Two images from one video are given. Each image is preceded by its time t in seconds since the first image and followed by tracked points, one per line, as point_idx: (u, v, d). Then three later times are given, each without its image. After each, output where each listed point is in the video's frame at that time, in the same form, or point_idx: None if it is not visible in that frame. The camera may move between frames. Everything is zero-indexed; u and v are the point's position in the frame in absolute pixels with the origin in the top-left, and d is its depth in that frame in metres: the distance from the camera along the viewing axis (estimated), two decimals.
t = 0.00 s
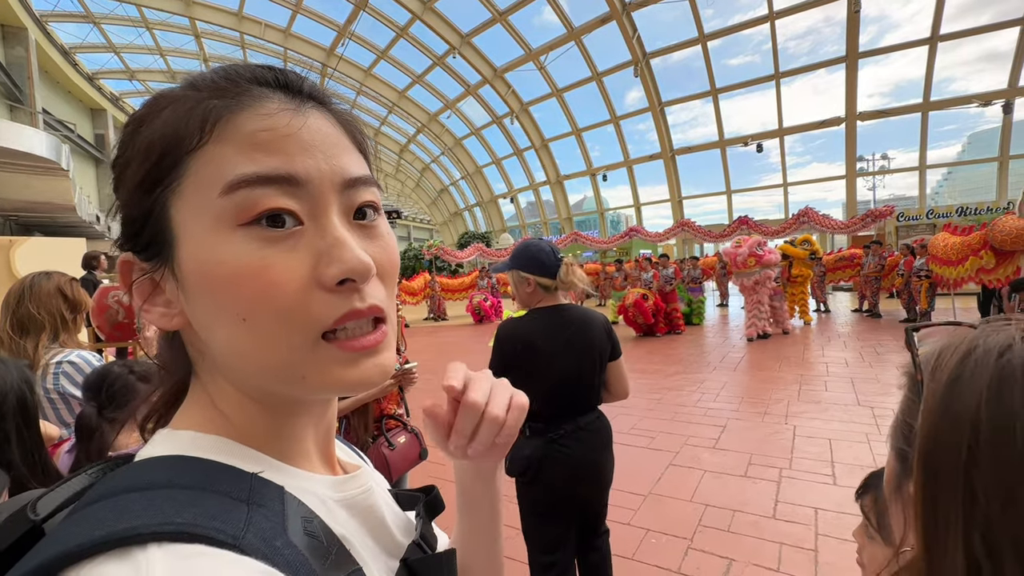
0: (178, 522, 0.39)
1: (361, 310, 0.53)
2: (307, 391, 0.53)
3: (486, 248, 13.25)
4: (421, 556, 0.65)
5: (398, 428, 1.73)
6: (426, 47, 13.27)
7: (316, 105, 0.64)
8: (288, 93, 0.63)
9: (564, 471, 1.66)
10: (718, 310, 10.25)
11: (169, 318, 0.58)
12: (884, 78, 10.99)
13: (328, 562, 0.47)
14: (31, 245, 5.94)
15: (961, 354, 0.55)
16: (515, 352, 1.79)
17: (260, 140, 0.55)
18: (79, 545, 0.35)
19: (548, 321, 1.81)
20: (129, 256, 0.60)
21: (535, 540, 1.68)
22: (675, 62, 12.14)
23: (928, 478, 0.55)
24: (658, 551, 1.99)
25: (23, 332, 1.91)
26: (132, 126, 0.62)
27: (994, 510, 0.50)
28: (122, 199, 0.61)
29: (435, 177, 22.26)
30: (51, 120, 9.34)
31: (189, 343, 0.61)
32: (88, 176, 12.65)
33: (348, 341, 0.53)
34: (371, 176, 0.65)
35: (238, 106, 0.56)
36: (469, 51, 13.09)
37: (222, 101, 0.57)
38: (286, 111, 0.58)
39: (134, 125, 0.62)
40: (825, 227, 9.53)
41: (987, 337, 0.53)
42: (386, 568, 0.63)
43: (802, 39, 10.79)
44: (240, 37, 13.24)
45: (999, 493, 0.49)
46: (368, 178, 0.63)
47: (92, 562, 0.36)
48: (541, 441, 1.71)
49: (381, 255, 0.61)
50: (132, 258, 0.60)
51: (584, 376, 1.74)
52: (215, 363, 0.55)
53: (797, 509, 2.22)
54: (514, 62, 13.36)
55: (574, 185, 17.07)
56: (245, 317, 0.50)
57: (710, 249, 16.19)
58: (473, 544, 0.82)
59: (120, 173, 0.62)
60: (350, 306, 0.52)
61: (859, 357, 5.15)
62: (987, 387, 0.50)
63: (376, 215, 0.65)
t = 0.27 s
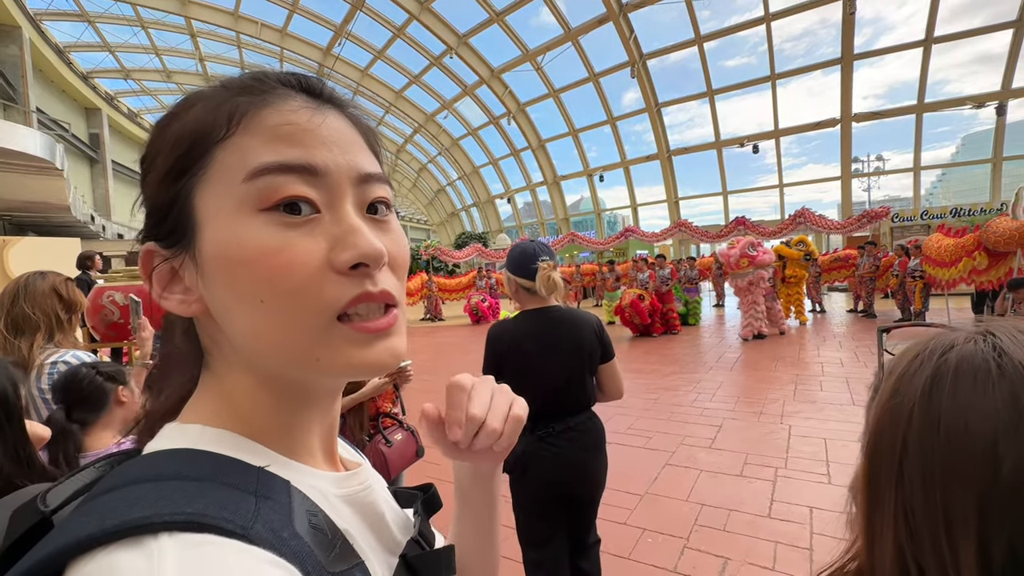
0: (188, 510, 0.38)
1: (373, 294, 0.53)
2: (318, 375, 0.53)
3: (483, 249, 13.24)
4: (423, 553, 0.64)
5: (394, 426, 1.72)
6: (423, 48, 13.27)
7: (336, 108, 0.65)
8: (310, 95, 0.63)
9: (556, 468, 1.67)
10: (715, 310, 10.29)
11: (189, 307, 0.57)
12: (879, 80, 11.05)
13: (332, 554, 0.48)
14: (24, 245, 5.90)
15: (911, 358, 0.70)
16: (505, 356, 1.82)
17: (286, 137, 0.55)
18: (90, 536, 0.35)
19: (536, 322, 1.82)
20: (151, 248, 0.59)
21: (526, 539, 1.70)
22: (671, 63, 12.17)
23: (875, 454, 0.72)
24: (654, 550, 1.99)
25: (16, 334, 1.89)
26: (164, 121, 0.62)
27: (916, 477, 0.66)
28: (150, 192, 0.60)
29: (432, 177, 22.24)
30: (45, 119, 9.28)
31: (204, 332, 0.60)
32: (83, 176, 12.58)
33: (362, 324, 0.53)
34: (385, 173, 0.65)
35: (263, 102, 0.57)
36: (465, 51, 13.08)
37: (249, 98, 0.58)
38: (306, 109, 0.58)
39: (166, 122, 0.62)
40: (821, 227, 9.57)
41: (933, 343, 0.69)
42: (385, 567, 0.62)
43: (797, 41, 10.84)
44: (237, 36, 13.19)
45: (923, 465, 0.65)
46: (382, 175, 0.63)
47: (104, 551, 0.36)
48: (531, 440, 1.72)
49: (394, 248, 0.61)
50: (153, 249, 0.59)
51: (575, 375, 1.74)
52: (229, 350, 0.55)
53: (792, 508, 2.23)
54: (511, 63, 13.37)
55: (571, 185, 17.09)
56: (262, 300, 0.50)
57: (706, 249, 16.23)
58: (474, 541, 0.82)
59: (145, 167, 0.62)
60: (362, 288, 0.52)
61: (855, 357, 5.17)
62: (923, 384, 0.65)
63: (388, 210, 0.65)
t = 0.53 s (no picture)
0: (228, 486, 0.39)
1: (390, 299, 0.53)
2: (337, 378, 0.54)
3: (481, 249, 13.24)
4: (433, 544, 0.65)
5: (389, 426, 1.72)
6: (420, 48, 13.26)
7: (350, 118, 0.65)
8: (324, 106, 0.63)
9: (554, 460, 1.67)
10: (711, 311, 10.30)
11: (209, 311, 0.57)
12: (874, 82, 11.11)
13: (359, 535, 0.47)
14: (17, 246, 5.85)
15: (898, 360, 0.74)
16: (501, 354, 1.83)
17: (301, 153, 0.55)
18: (140, 505, 0.35)
19: (531, 322, 1.83)
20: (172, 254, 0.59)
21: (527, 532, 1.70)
22: (668, 64, 12.19)
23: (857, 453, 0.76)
24: (651, 550, 2.00)
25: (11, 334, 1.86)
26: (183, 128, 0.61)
27: (893, 474, 0.69)
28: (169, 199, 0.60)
29: (429, 178, 22.22)
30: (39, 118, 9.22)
31: (223, 336, 0.60)
32: (77, 175, 12.50)
33: (376, 331, 0.53)
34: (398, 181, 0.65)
35: (283, 116, 0.56)
36: (462, 52, 13.08)
37: (267, 111, 0.57)
38: (323, 122, 0.58)
39: (185, 127, 0.61)
40: (817, 228, 9.60)
41: (920, 346, 0.73)
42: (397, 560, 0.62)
43: (794, 43, 10.88)
44: (233, 36, 13.13)
45: (899, 464, 0.69)
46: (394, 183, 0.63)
47: (144, 521, 0.36)
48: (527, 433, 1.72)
49: (407, 254, 0.61)
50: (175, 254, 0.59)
51: (567, 373, 1.74)
52: (250, 349, 0.55)
53: (787, 508, 2.24)
54: (508, 64, 13.38)
55: (568, 186, 17.12)
56: (288, 306, 0.50)
57: (703, 250, 16.28)
58: (480, 531, 0.83)
59: (166, 177, 0.61)
60: (379, 296, 0.53)
61: (850, 357, 5.20)
62: (905, 384, 0.70)
63: (399, 216, 0.65)
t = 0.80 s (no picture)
0: (253, 488, 0.38)
1: (403, 300, 0.53)
2: (351, 376, 0.53)
3: (478, 250, 13.24)
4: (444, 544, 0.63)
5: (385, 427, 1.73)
6: (417, 49, 13.28)
7: (366, 120, 0.65)
8: (341, 108, 0.63)
9: (558, 451, 1.67)
10: (707, 312, 10.34)
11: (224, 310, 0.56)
12: (869, 84, 11.19)
13: (376, 542, 0.47)
14: (11, 246, 5.81)
15: (916, 365, 0.73)
16: (511, 347, 1.83)
17: (322, 154, 0.55)
18: (166, 504, 0.35)
19: (535, 316, 1.84)
20: (190, 251, 0.58)
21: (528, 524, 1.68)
22: (665, 66, 12.25)
23: (875, 460, 0.75)
24: (649, 551, 2.00)
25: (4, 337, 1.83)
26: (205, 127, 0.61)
27: (914, 483, 0.69)
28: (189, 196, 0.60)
29: (426, 179, 22.21)
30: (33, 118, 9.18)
31: (237, 335, 0.60)
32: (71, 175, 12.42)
33: (389, 329, 0.53)
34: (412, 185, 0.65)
35: (302, 117, 0.56)
36: (460, 53, 13.10)
37: (287, 113, 0.57)
38: (340, 123, 0.58)
39: (207, 127, 0.62)
40: (812, 230, 9.64)
41: (939, 350, 0.71)
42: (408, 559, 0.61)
43: (789, 45, 10.95)
44: (230, 36, 13.10)
45: (921, 471, 0.68)
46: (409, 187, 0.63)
47: (168, 522, 0.35)
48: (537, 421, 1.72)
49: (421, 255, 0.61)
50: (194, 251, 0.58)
51: (572, 372, 1.74)
52: (264, 348, 0.54)
53: (784, 509, 2.24)
54: (505, 65, 13.41)
55: (565, 188, 17.14)
56: (302, 303, 0.50)
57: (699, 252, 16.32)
58: (487, 526, 0.82)
59: (184, 177, 0.62)
60: (394, 296, 0.52)
61: (845, 358, 5.22)
62: (925, 388, 0.69)
63: (414, 221, 0.64)
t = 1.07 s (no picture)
0: (225, 515, 0.38)
1: (398, 286, 0.52)
2: (345, 369, 0.52)
3: (474, 251, 13.23)
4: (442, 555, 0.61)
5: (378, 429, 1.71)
6: (413, 50, 13.28)
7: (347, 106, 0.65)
8: (320, 90, 0.63)
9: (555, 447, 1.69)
10: (703, 313, 10.38)
11: (208, 309, 0.56)
12: (863, 87, 11.27)
13: (364, 559, 0.46)
14: (3, 246, 5.77)
15: (940, 367, 0.65)
16: (508, 343, 1.83)
17: (297, 129, 0.55)
18: (132, 534, 0.35)
19: (534, 312, 1.83)
20: (171, 250, 0.58)
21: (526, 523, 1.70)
22: (661, 68, 12.30)
23: (899, 469, 0.68)
24: (644, 552, 2.00)
25: None
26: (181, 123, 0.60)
27: (946, 495, 0.62)
28: (168, 195, 0.59)
29: (422, 180, 22.18)
30: (25, 117, 9.11)
31: (226, 335, 0.59)
32: (64, 175, 12.33)
33: (388, 309, 0.52)
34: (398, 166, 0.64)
35: (276, 98, 0.57)
36: (456, 54, 13.11)
37: (261, 96, 0.57)
38: (319, 105, 0.58)
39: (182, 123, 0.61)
40: (807, 232, 9.70)
41: (964, 351, 0.64)
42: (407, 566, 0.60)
43: (784, 48, 11.01)
44: (225, 36, 13.06)
45: (952, 486, 0.61)
46: (394, 167, 0.63)
47: (140, 552, 0.35)
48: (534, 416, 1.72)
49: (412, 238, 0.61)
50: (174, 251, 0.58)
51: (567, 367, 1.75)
52: (251, 345, 0.54)
53: (779, 509, 2.25)
54: (501, 66, 13.42)
55: (561, 189, 17.17)
56: (285, 292, 0.49)
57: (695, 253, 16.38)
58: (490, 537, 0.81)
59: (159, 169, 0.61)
60: (389, 281, 0.52)
61: (840, 359, 5.25)
62: (955, 394, 0.61)
63: (403, 203, 0.64)
